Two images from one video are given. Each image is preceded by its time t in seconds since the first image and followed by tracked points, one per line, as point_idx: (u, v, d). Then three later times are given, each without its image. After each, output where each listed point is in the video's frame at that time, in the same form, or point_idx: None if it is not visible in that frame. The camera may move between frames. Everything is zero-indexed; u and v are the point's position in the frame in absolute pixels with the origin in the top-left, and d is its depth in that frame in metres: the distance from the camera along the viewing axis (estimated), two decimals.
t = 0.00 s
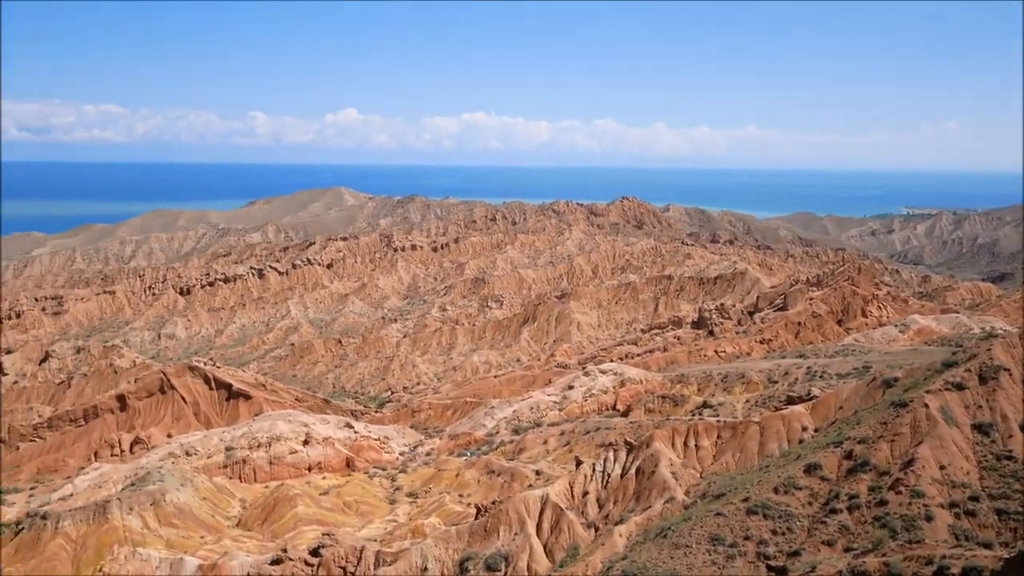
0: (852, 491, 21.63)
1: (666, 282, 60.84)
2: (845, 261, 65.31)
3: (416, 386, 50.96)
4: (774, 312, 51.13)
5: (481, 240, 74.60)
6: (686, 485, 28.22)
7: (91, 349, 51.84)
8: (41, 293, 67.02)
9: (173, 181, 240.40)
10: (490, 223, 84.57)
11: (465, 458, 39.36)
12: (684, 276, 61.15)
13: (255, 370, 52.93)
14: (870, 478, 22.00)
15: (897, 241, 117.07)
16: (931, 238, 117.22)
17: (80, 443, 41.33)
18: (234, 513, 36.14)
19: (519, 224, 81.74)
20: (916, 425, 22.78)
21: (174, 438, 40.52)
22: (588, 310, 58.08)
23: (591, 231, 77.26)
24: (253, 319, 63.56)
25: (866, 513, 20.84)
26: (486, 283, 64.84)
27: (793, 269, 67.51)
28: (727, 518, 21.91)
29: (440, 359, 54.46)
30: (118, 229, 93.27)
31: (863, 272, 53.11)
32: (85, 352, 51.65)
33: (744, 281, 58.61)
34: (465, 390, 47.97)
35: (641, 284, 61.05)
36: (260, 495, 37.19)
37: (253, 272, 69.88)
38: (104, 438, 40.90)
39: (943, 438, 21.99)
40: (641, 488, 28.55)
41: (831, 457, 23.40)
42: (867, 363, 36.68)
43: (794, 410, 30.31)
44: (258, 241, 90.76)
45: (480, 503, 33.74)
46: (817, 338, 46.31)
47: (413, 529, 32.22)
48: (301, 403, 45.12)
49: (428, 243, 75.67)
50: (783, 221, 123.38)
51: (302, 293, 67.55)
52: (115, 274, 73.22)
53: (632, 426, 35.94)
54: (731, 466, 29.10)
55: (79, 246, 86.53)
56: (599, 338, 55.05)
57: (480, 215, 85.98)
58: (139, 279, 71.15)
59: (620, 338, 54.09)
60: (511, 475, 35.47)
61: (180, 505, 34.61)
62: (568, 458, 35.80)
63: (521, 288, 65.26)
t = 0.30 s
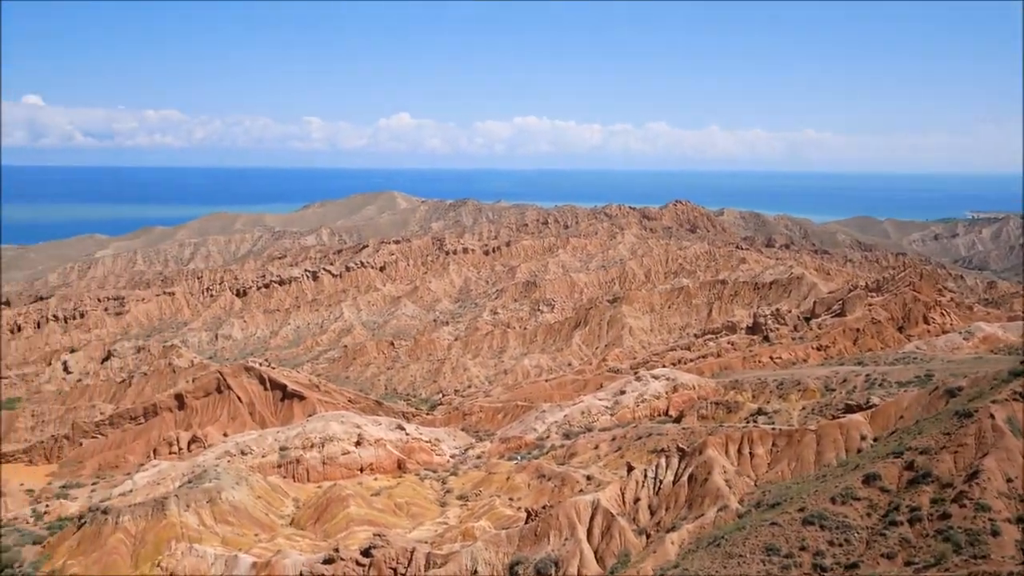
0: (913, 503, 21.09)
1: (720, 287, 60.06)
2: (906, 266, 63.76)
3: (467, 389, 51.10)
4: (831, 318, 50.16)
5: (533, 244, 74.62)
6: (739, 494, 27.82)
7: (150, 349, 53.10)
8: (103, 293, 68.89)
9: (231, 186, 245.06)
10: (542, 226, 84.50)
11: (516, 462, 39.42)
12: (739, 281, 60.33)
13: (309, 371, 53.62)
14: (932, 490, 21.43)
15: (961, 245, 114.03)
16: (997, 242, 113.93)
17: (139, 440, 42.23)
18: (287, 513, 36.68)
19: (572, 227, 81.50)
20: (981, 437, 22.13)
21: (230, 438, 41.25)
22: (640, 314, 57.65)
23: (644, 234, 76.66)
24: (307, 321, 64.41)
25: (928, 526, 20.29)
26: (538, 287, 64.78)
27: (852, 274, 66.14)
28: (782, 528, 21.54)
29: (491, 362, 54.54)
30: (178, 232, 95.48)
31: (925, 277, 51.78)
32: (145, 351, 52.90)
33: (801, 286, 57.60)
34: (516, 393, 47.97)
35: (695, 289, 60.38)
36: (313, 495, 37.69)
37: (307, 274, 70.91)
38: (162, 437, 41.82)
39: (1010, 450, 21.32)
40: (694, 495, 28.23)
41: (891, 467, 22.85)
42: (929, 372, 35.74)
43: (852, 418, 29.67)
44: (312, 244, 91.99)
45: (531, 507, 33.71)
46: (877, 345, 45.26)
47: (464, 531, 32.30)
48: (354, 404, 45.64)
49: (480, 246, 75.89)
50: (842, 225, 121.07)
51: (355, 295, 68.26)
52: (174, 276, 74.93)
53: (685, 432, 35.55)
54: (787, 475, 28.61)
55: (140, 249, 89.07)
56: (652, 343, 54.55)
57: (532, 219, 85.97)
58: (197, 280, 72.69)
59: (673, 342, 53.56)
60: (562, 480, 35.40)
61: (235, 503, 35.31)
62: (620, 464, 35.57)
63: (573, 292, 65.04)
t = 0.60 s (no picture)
0: (998, 518, 20.23)
1: (793, 292, 58.67)
2: (991, 271, 61.37)
3: (535, 393, 50.96)
4: (911, 325, 48.56)
5: (601, 247, 74.22)
6: (813, 504, 27.13)
7: (225, 351, 54.42)
8: (180, 296, 70.94)
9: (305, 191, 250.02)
10: (611, 230, 83.95)
11: (584, 467, 39.23)
12: (813, 285, 58.85)
13: (378, 373, 54.20)
14: (1019, 504, 20.50)
15: None
16: None
17: (213, 439, 43.22)
18: (356, 513, 37.16)
19: (641, 231, 80.77)
20: None
21: (301, 438, 41.95)
22: (710, 319, 56.78)
23: (714, 238, 75.48)
24: (377, 324, 65.20)
25: (1015, 542, 19.42)
26: (606, 291, 64.32)
27: (933, 279, 63.94)
28: (858, 540, 20.90)
29: (559, 366, 54.33)
30: (253, 237, 97.84)
31: (1012, 282, 49.71)
32: (219, 353, 54.23)
33: (878, 291, 55.92)
34: (584, 397, 47.68)
35: (767, 293, 59.15)
36: (382, 497, 38.12)
37: (376, 278, 71.92)
38: (236, 437, 42.75)
39: None
40: (765, 504, 27.62)
41: (975, 479, 21.96)
42: (1015, 381, 34.27)
43: (933, 427, 28.62)
44: (382, 248, 93.10)
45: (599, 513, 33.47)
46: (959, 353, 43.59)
47: (531, 536, 32.23)
48: (422, 407, 45.89)
49: (548, 250, 75.78)
50: (922, 228, 117.36)
51: (423, 298, 68.83)
52: (248, 279, 76.76)
53: (756, 440, 34.83)
54: (863, 485, 27.78)
55: (215, 254, 91.79)
56: (723, 349, 53.56)
57: (601, 222, 85.49)
58: (270, 283, 74.30)
59: (744, 348, 52.51)
60: (630, 486, 35.09)
61: (306, 503, 36.00)
62: (689, 471, 35.06)
63: (642, 296, 64.40)
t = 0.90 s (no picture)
0: None
1: (873, 294, 56.90)
2: None
3: (606, 394, 50.56)
4: (999, 329, 46.65)
5: (674, 247, 73.35)
6: (893, 513, 26.33)
7: (299, 348, 55.43)
8: (257, 294, 72.62)
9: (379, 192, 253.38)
10: (684, 230, 82.93)
11: (655, 469, 38.94)
12: (895, 288, 56.92)
13: (449, 372, 54.51)
14: None
15: None
16: None
17: (288, 434, 44.06)
18: (427, 510, 37.50)
19: (715, 231, 79.61)
20: None
21: (374, 435, 42.44)
22: (786, 321, 55.56)
23: (791, 238, 73.87)
24: (448, 322, 65.62)
25: None
26: (679, 292, 63.49)
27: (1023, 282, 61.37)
28: (941, 551, 20.17)
29: (631, 367, 53.74)
30: (327, 236, 99.58)
31: None
32: (294, 350, 55.27)
33: (964, 294, 53.88)
34: (656, 399, 47.13)
35: (846, 295, 57.53)
36: (452, 495, 38.36)
37: (448, 277, 72.43)
38: (310, 432, 43.50)
39: None
40: (843, 512, 26.98)
41: None
42: None
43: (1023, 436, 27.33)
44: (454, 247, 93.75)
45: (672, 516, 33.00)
46: None
47: (601, 537, 31.98)
48: (492, 406, 45.65)
49: (620, 250, 75.22)
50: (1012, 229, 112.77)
51: (495, 297, 69.03)
52: (323, 277, 78.17)
53: (834, 445, 33.92)
54: (947, 495, 26.78)
55: (292, 253, 93.78)
56: (800, 352, 52.27)
57: (674, 222, 84.50)
58: (344, 282, 75.45)
59: (822, 351, 51.14)
60: (702, 489, 34.57)
61: (378, 499, 36.49)
62: (764, 476, 34.38)
63: (716, 297, 63.40)
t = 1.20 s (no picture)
0: None
1: (950, 296, 54.97)
2: None
3: (671, 395, 49.96)
4: None
5: (743, 247, 72.27)
6: (970, 521, 25.44)
7: (365, 346, 56.02)
8: (325, 292, 73.78)
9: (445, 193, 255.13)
10: (753, 229, 81.61)
11: (721, 472, 38.52)
12: (974, 290, 54.31)
13: (513, 372, 54.57)
14: None
15: None
16: None
17: (354, 432, 44.57)
18: (491, 510, 37.61)
19: (785, 231, 78.23)
20: None
21: (438, 433, 42.64)
22: (858, 323, 54.19)
23: (864, 239, 72.08)
24: (512, 322, 65.65)
25: None
26: (747, 292, 62.48)
27: None
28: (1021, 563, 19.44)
29: (697, 368, 52.89)
30: (394, 236, 100.59)
31: None
32: (360, 348, 55.88)
33: None
34: (722, 401, 46.43)
35: (922, 297, 55.75)
36: (515, 494, 38.38)
37: (513, 277, 72.51)
38: (375, 430, 43.94)
39: None
40: (916, 520, 26.16)
41: None
42: None
43: None
44: (519, 247, 93.82)
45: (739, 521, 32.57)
46: None
47: (665, 540, 31.60)
48: (557, 407, 45.36)
49: (687, 250, 74.36)
50: None
51: (559, 297, 68.86)
52: (389, 276, 78.99)
53: (907, 451, 32.97)
54: None
55: (359, 252, 95.09)
56: (872, 355, 50.87)
57: (742, 221, 83.20)
58: (409, 281, 76.08)
59: (895, 354, 49.69)
60: (770, 494, 33.94)
61: (442, 497, 36.72)
62: (833, 482, 33.65)
63: (785, 298, 62.20)
